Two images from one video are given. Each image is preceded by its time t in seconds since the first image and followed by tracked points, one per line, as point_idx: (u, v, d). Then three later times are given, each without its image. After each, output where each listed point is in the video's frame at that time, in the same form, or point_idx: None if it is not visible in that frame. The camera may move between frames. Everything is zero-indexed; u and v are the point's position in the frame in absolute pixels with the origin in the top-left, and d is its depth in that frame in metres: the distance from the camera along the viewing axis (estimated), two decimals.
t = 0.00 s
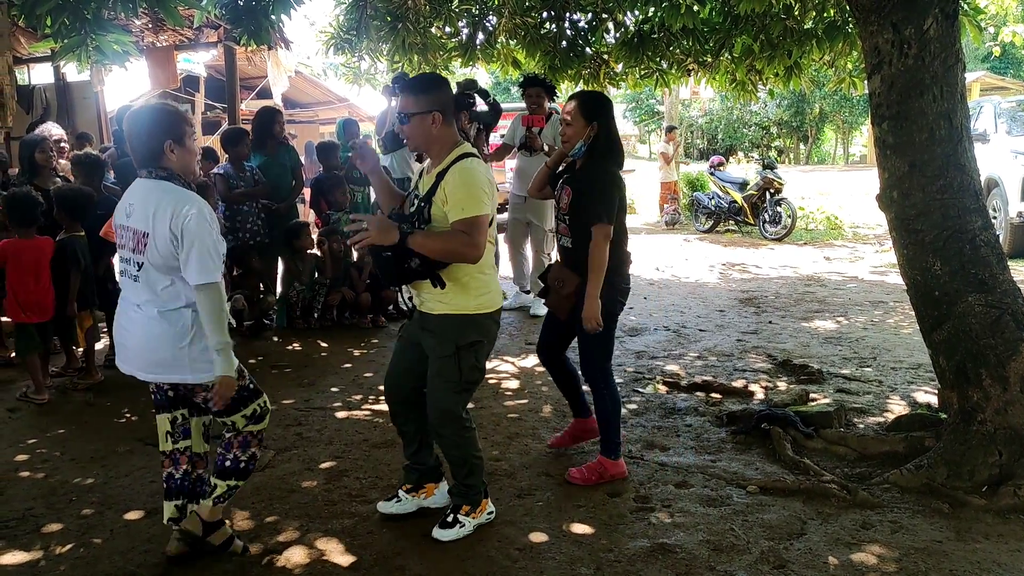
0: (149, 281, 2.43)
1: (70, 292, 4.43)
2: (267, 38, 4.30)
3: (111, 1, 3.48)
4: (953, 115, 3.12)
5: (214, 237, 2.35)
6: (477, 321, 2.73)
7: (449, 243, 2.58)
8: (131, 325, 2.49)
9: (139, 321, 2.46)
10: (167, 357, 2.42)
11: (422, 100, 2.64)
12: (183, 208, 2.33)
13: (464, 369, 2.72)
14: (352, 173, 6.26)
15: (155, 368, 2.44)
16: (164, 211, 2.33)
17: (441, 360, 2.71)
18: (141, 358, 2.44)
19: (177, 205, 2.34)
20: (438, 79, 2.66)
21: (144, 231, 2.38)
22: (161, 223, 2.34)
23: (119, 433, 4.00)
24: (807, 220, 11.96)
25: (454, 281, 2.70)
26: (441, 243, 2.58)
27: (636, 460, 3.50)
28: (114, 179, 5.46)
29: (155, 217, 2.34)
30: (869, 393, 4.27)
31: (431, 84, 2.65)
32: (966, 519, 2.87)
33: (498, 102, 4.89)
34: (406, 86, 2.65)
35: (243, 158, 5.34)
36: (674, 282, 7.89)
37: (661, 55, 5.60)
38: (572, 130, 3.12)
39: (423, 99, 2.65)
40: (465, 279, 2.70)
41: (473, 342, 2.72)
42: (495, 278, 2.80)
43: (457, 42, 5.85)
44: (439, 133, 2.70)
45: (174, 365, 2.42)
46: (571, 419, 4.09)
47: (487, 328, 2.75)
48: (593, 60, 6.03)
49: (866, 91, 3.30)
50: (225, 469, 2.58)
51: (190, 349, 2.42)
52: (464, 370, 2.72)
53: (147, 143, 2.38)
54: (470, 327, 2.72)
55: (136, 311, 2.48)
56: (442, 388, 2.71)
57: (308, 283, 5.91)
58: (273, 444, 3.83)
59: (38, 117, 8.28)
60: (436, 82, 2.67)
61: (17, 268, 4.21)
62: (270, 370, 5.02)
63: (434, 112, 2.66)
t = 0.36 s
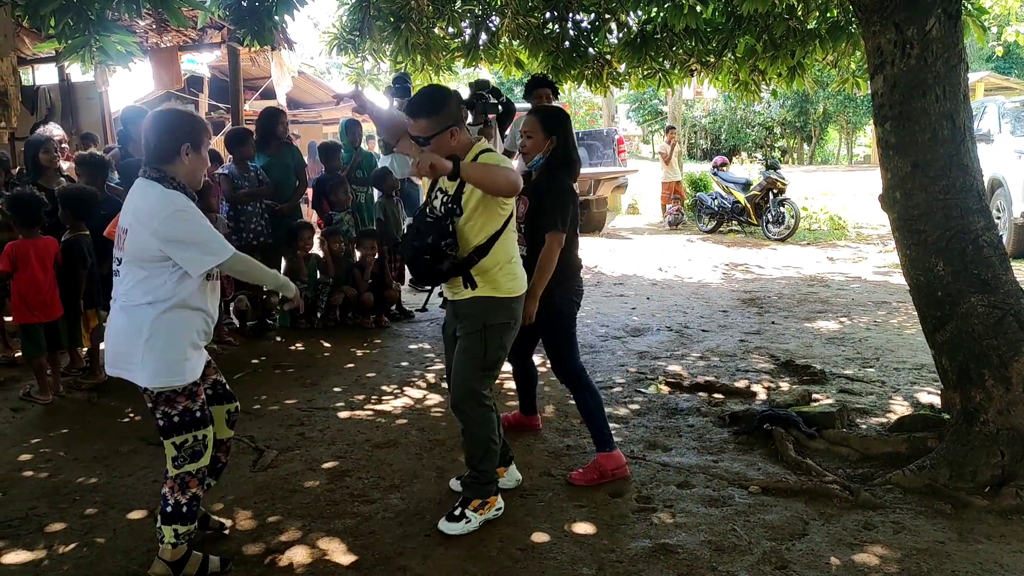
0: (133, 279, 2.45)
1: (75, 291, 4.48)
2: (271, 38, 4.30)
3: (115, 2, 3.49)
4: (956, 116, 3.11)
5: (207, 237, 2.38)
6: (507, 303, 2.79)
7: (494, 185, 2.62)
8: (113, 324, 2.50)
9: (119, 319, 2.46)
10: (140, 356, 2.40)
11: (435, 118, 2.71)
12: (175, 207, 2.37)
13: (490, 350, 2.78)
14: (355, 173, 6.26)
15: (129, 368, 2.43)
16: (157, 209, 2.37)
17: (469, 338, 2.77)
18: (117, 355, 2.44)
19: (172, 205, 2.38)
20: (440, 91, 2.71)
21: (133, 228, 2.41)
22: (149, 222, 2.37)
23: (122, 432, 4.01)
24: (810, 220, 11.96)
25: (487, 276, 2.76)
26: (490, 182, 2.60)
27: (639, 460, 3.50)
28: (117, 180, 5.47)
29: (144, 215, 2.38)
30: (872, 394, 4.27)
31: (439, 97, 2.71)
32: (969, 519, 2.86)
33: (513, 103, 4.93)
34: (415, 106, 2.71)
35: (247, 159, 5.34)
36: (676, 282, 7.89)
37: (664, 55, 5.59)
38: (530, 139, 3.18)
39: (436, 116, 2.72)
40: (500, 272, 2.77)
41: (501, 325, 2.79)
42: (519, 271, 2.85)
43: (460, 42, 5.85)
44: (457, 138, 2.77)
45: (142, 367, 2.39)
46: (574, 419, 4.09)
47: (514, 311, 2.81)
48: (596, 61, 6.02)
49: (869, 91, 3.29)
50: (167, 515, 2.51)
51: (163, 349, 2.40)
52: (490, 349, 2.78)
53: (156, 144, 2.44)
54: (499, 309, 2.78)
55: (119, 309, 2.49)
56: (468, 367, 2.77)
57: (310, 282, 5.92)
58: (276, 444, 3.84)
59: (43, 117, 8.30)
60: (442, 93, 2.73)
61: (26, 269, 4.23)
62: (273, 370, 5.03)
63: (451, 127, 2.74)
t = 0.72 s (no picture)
0: (146, 274, 2.51)
1: (80, 288, 4.42)
2: (275, 38, 4.31)
3: (119, 1, 3.50)
4: (960, 114, 3.10)
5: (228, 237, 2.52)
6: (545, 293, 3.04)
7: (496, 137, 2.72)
8: (123, 318, 2.55)
9: (131, 312, 2.52)
10: (162, 345, 2.47)
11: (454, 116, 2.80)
12: (192, 209, 2.47)
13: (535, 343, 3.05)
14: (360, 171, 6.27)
15: (147, 358, 2.48)
16: (178, 210, 2.46)
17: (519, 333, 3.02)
18: (133, 346, 2.48)
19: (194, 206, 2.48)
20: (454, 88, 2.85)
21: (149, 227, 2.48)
22: (169, 221, 2.45)
23: (127, 430, 4.02)
24: (815, 220, 11.94)
25: (523, 261, 3.00)
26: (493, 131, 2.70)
27: (642, 459, 3.50)
28: (122, 179, 5.48)
29: (163, 215, 2.45)
30: (876, 393, 4.26)
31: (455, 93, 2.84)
32: (972, 519, 2.85)
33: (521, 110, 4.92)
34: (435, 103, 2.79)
35: (252, 157, 5.35)
36: (680, 281, 7.87)
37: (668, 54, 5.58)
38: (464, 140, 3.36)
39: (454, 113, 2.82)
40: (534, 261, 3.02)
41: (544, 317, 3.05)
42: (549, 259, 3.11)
43: (463, 41, 5.84)
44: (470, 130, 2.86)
45: (166, 356, 2.47)
46: (577, 418, 4.09)
47: (551, 301, 3.07)
48: (600, 59, 6.01)
49: (873, 90, 3.28)
50: (176, 502, 2.54)
51: (186, 339, 2.50)
52: (538, 343, 3.04)
53: (168, 148, 2.51)
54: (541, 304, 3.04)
55: (129, 304, 2.54)
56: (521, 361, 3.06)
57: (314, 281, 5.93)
58: (279, 442, 3.85)
59: (48, 116, 8.32)
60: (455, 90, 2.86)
61: (30, 268, 4.29)
62: (276, 369, 5.04)
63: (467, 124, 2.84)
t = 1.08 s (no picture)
0: (153, 253, 2.69)
1: (89, 285, 4.46)
2: (287, 35, 4.33)
3: None
4: (973, 111, 3.08)
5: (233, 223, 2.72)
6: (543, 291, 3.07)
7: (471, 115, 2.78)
8: (127, 296, 2.71)
9: (136, 290, 2.69)
10: (163, 322, 2.63)
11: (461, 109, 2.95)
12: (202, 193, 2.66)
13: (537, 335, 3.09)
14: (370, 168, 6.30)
15: (148, 333, 2.64)
16: (188, 192, 2.65)
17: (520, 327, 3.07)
18: (136, 322, 2.64)
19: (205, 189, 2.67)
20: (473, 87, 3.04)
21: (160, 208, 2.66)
22: (180, 202, 2.64)
23: (139, 425, 4.05)
24: (828, 217, 11.88)
25: (522, 252, 3.03)
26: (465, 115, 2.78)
27: (652, 456, 3.50)
28: (135, 175, 5.52)
29: (173, 196, 2.64)
30: (887, 391, 4.24)
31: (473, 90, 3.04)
32: (984, 518, 2.84)
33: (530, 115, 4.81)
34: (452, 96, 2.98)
35: (264, 154, 5.37)
36: (692, 278, 7.85)
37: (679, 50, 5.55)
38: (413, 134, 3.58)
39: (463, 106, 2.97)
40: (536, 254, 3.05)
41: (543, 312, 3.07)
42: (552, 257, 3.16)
43: (475, 38, 5.84)
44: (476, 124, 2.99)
45: (165, 332, 2.63)
46: (586, 415, 4.09)
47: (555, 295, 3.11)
48: (611, 56, 5.99)
49: (885, 87, 3.26)
50: (178, 459, 2.80)
51: (185, 317, 2.67)
52: (540, 337, 3.08)
53: (187, 136, 2.72)
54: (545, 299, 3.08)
55: (134, 282, 2.71)
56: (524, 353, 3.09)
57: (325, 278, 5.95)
58: (290, 438, 3.87)
59: (62, 114, 8.38)
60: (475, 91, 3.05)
61: (37, 265, 4.35)
62: (287, 365, 5.06)
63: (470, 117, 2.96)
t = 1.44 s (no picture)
0: (164, 249, 2.73)
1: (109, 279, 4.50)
2: (307, 30, 4.35)
3: None
4: (997, 106, 3.04)
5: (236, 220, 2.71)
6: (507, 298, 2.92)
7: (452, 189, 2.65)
8: (141, 291, 2.76)
9: (149, 286, 2.73)
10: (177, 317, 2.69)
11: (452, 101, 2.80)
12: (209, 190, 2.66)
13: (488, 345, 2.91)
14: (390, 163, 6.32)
15: (163, 328, 2.71)
16: (192, 190, 2.65)
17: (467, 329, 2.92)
18: (150, 318, 2.70)
19: (208, 187, 2.66)
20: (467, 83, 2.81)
21: (167, 205, 2.68)
22: (185, 200, 2.65)
23: (161, 418, 4.09)
24: (849, 214, 11.78)
25: (499, 267, 2.89)
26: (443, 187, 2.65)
27: (670, 452, 3.49)
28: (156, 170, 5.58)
29: (179, 195, 2.65)
30: (909, 388, 4.20)
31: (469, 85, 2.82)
32: (1007, 517, 2.81)
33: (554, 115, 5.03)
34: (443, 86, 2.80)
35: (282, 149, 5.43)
36: (711, 275, 7.81)
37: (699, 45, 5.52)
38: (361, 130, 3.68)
39: (453, 98, 2.81)
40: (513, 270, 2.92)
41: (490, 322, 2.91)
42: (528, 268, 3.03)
43: (494, 34, 5.83)
44: (466, 122, 2.84)
45: (185, 327, 2.70)
46: (604, 410, 4.08)
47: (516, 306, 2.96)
48: (631, 51, 5.97)
49: (909, 81, 3.23)
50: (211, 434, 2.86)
51: (198, 311, 2.72)
52: (487, 342, 2.91)
53: (193, 133, 2.73)
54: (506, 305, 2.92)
55: (147, 277, 2.76)
56: (463, 356, 2.91)
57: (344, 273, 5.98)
58: (309, 431, 3.89)
59: (85, 109, 8.45)
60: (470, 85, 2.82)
61: (56, 259, 4.40)
62: (307, 359, 5.09)
63: (460, 112, 2.82)
